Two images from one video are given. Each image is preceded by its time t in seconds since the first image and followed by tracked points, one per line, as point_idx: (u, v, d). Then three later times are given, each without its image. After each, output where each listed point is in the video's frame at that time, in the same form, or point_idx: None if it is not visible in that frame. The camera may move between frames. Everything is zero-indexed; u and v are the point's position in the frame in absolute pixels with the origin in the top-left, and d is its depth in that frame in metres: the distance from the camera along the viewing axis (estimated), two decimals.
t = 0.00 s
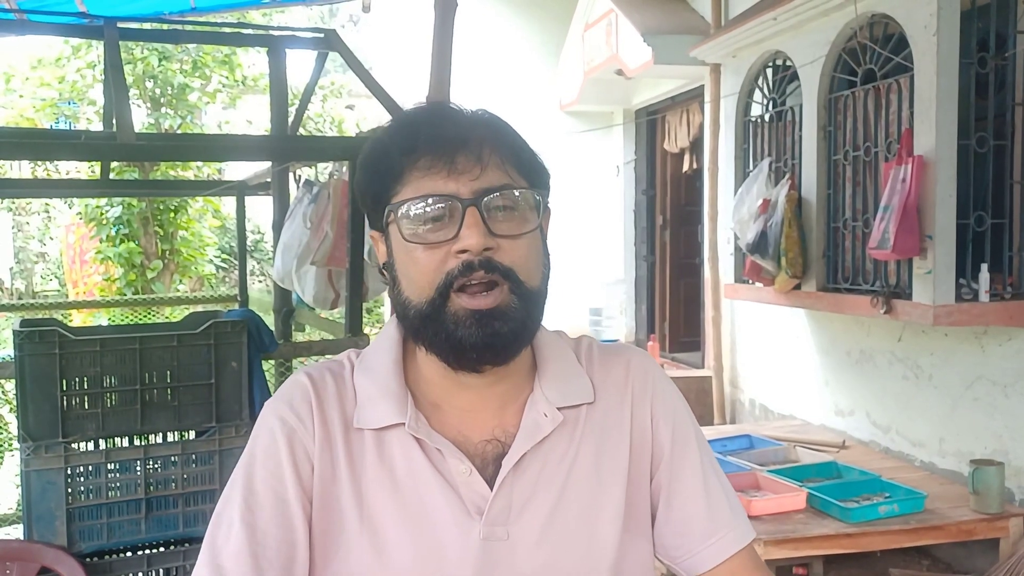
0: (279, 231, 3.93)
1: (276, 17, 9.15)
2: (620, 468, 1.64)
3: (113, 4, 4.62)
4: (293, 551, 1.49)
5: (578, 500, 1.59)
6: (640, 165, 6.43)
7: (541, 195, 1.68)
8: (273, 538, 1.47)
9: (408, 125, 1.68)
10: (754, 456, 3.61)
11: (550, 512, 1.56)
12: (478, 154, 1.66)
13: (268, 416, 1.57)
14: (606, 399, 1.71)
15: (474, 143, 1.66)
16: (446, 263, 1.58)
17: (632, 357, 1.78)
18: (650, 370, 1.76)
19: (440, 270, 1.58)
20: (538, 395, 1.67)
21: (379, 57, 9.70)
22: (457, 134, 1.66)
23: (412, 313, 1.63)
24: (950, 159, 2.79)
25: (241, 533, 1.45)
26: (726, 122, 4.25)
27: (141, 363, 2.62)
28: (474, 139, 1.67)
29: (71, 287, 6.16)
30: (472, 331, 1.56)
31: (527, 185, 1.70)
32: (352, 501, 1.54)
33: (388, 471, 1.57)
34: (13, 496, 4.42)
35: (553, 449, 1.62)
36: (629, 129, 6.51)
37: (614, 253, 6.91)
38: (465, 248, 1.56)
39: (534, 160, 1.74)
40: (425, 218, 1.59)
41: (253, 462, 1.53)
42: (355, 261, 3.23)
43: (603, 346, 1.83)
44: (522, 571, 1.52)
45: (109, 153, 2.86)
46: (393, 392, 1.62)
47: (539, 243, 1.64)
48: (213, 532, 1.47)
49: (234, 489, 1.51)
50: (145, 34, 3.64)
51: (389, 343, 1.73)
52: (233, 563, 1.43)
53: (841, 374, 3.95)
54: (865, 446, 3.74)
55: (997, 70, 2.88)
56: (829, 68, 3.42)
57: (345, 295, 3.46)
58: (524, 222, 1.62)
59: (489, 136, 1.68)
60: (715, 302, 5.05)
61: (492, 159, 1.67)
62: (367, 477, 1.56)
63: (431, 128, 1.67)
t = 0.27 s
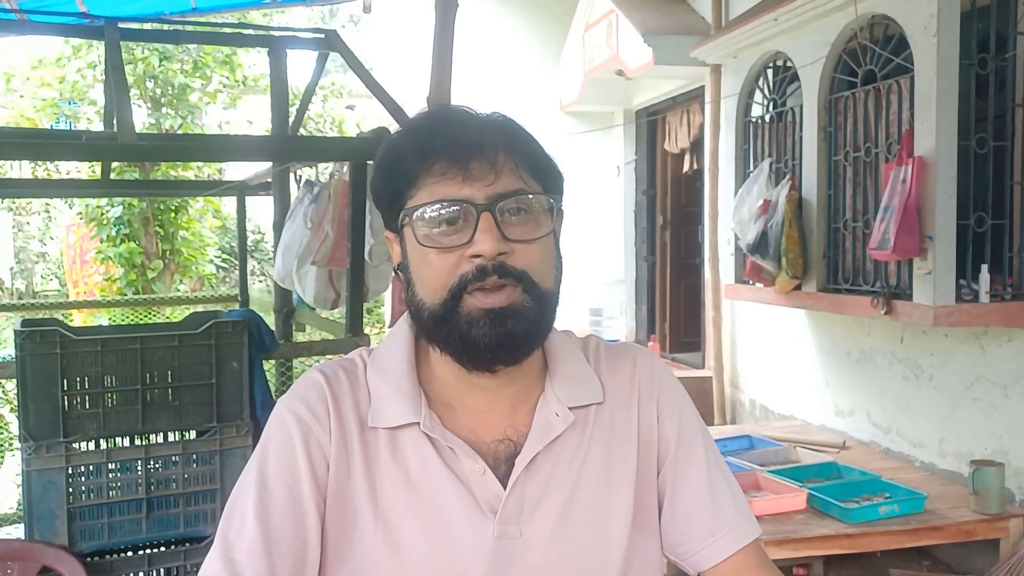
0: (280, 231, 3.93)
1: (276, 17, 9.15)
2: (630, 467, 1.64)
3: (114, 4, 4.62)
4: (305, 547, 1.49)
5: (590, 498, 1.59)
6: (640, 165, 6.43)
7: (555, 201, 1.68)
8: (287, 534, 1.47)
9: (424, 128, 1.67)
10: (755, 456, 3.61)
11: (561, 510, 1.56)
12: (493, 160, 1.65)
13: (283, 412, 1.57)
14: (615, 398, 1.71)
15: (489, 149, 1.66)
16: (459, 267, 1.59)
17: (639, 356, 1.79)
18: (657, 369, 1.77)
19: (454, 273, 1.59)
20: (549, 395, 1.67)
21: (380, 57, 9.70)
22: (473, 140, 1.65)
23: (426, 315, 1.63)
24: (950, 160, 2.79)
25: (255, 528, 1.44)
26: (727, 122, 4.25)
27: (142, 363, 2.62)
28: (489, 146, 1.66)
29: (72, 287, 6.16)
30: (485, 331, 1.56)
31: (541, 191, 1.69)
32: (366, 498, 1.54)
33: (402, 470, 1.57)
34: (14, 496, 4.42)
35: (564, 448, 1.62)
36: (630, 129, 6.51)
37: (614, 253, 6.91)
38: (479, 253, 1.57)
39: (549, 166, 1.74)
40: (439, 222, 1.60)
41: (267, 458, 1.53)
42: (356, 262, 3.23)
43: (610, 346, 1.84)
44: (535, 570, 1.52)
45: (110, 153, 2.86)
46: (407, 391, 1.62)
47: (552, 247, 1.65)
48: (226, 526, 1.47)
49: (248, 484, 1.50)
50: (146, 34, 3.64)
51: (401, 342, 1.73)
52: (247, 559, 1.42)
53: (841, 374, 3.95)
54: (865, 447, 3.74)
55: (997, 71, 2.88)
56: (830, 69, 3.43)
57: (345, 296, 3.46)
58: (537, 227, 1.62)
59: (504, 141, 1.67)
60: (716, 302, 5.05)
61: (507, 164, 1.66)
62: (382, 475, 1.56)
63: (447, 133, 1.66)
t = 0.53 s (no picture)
0: (280, 231, 3.93)
1: (276, 16, 9.15)
2: (631, 467, 1.64)
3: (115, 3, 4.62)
4: (312, 550, 1.49)
5: (593, 499, 1.59)
6: (640, 165, 6.43)
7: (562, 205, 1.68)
8: (292, 537, 1.47)
9: (432, 128, 1.67)
10: (755, 456, 3.61)
11: (564, 511, 1.56)
12: (501, 160, 1.65)
13: (285, 416, 1.57)
14: (615, 397, 1.71)
15: (497, 149, 1.66)
16: (466, 267, 1.59)
17: (640, 353, 1.79)
18: (658, 367, 1.76)
19: (460, 273, 1.59)
20: (551, 395, 1.67)
21: (380, 56, 9.70)
22: (481, 140, 1.65)
23: (430, 314, 1.63)
24: (951, 161, 2.79)
25: (259, 533, 1.44)
26: (727, 123, 4.25)
27: (141, 362, 2.62)
28: (497, 147, 1.66)
29: (71, 286, 6.17)
30: (491, 328, 1.56)
31: (547, 192, 1.69)
32: (370, 499, 1.54)
33: (405, 470, 1.57)
34: (14, 494, 4.43)
35: (566, 448, 1.62)
36: (630, 129, 6.51)
37: (614, 253, 6.91)
38: (485, 253, 1.56)
39: (556, 167, 1.74)
40: (446, 221, 1.60)
41: (270, 462, 1.53)
42: (355, 261, 3.23)
43: (611, 344, 1.84)
44: (537, 570, 1.52)
45: (110, 152, 2.86)
46: (409, 391, 1.62)
47: (558, 249, 1.65)
48: (231, 532, 1.47)
49: (251, 490, 1.50)
50: (146, 33, 3.64)
51: (404, 342, 1.72)
52: (252, 564, 1.42)
53: (841, 375, 3.95)
54: (865, 447, 3.74)
55: (997, 71, 2.88)
56: (830, 69, 3.42)
57: (345, 295, 3.45)
58: (543, 229, 1.62)
59: (512, 142, 1.67)
60: (716, 302, 5.04)
61: (515, 165, 1.66)
62: (385, 475, 1.56)
63: (455, 133, 1.66)
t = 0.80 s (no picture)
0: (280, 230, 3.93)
1: (276, 16, 9.16)
2: (629, 465, 1.64)
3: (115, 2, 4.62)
4: (314, 548, 1.49)
5: (590, 498, 1.59)
6: (640, 165, 6.43)
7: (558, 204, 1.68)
8: (293, 537, 1.47)
9: (429, 127, 1.67)
10: (754, 456, 3.61)
11: (561, 510, 1.56)
12: (497, 160, 1.65)
13: (283, 417, 1.57)
14: (612, 396, 1.71)
15: (494, 149, 1.66)
16: (462, 268, 1.59)
17: (636, 352, 1.79)
18: (654, 365, 1.76)
19: (456, 274, 1.59)
20: (548, 395, 1.67)
21: (380, 56, 9.70)
22: (478, 140, 1.65)
23: (427, 314, 1.63)
24: (950, 161, 2.79)
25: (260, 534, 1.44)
26: (726, 123, 4.25)
27: (141, 362, 2.62)
28: (493, 148, 1.66)
29: (71, 285, 6.17)
30: (486, 333, 1.57)
31: (543, 192, 1.69)
32: (368, 499, 1.55)
33: (403, 469, 1.57)
34: (14, 494, 4.43)
35: (563, 448, 1.62)
36: (630, 129, 6.51)
37: (614, 253, 6.92)
38: (481, 253, 1.56)
39: (553, 168, 1.74)
40: (442, 221, 1.60)
41: (269, 463, 1.53)
42: (355, 262, 3.23)
43: (608, 343, 1.84)
44: (534, 570, 1.52)
45: (110, 152, 2.86)
46: (406, 390, 1.62)
47: (554, 249, 1.64)
48: (233, 534, 1.47)
49: (251, 492, 1.51)
50: (146, 33, 3.64)
51: (401, 342, 1.72)
52: (253, 564, 1.42)
53: (841, 375, 3.95)
54: (864, 447, 3.75)
55: (996, 71, 2.88)
56: (829, 69, 3.43)
57: (345, 295, 3.46)
58: (539, 229, 1.62)
59: (508, 143, 1.67)
60: (715, 302, 5.04)
61: (511, 165, 1.66)
62: (383, 475, 1.57)
63: (452, 133, 1.66)
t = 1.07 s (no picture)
0: (281, 230, 3.94)
1: (278, 16, 9.16)
2: (628, 463, 1.64)
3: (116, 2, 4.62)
4: (311, 546, 1.49)
5: (589, 494, 1.59)
6: (641, 165, 6.43)
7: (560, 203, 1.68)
8: (291, 535, 1.47)
9: (434, 126, 1.68)
10: (755, 456, 3.61)
11: (560, 507, 1.56)
12: (501, 159, 1.66)
13: (281, 415, 1.57)
14: (610, 394, 1.71)
15: (497, 148, 1.67)
16: (465, 264, 1.59)
17: (634, 349, 1.79)
18: (652, 363, 1.77)
19: (459, 271, 1.59)
20: (545, 391, 1.67)
21: (381, 56, 9.71)
22: (482, 139, 1.66)
23: (427, 313, 1.64)
24: (951, 161, 2.79)
25: (258, 531, 1.44)
26: (727, 122, 4.25)
27: (142, 362, 2.63)
28: (498, 146, 1.67)
29: (73, 285, 6.17)
30: (487, 331, 1.57)
31: (546, 191, 1.70)
32: (366, 497, 1.55)
33: (401, 466, 1.57)
34: (15, 493, 4.43)
35: (561, 443, 1.62)
36: (631, 129, 6.51)
37: (615, 253, 6.92)
38: (484, 250, 1.57)
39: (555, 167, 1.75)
40: (445, 218, 1.60)
41: (268, 461, 1.53)
42: (356, 262, 3.23)
43: (606, 340, 1.84)
44: (533, 567, 1.52)
45: (111, 152, 2.86)
46: (405, 388, 1.62)
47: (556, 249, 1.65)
48: (231, 532, 1.47)
49: (249, 490, 1.51)
50: (147, 32, 3.64)
51: (401, 339, 1.73)
52: (250, 562, 1.42)
53: (841, 375, 3.95)
54: (864, 447, 3.75)
55: (998, 71, 2.88)
56: (830, 69, 3.43)
57: (346, 294, 3.46)
58: (542, 227, 1.62)
59: (512, 142, 1.68)
60: (716, 302, 5.05)
61: (515, 164, 1.67)
62: (381, 472, 1.57)
63: (456, 131, 1.67)
